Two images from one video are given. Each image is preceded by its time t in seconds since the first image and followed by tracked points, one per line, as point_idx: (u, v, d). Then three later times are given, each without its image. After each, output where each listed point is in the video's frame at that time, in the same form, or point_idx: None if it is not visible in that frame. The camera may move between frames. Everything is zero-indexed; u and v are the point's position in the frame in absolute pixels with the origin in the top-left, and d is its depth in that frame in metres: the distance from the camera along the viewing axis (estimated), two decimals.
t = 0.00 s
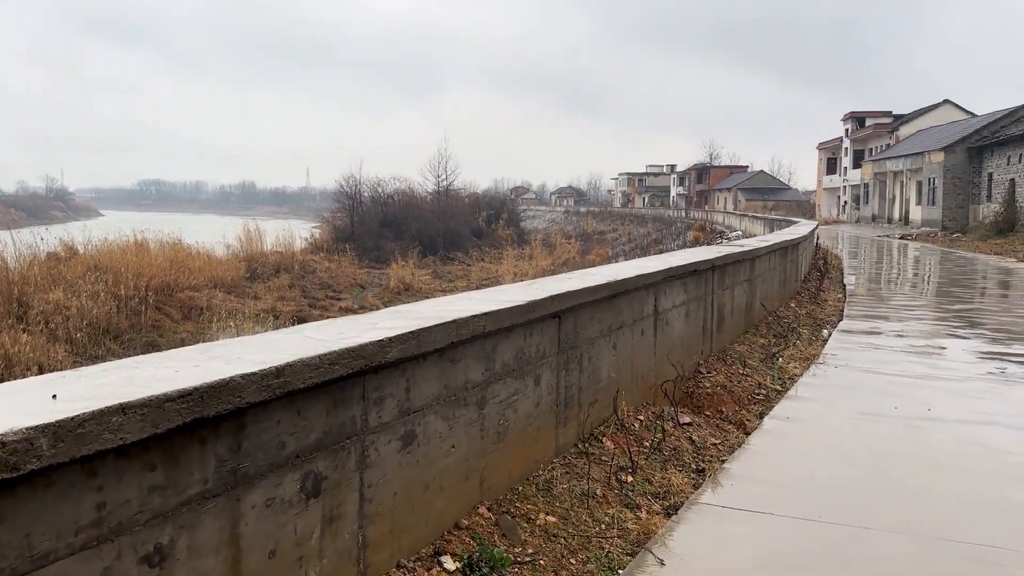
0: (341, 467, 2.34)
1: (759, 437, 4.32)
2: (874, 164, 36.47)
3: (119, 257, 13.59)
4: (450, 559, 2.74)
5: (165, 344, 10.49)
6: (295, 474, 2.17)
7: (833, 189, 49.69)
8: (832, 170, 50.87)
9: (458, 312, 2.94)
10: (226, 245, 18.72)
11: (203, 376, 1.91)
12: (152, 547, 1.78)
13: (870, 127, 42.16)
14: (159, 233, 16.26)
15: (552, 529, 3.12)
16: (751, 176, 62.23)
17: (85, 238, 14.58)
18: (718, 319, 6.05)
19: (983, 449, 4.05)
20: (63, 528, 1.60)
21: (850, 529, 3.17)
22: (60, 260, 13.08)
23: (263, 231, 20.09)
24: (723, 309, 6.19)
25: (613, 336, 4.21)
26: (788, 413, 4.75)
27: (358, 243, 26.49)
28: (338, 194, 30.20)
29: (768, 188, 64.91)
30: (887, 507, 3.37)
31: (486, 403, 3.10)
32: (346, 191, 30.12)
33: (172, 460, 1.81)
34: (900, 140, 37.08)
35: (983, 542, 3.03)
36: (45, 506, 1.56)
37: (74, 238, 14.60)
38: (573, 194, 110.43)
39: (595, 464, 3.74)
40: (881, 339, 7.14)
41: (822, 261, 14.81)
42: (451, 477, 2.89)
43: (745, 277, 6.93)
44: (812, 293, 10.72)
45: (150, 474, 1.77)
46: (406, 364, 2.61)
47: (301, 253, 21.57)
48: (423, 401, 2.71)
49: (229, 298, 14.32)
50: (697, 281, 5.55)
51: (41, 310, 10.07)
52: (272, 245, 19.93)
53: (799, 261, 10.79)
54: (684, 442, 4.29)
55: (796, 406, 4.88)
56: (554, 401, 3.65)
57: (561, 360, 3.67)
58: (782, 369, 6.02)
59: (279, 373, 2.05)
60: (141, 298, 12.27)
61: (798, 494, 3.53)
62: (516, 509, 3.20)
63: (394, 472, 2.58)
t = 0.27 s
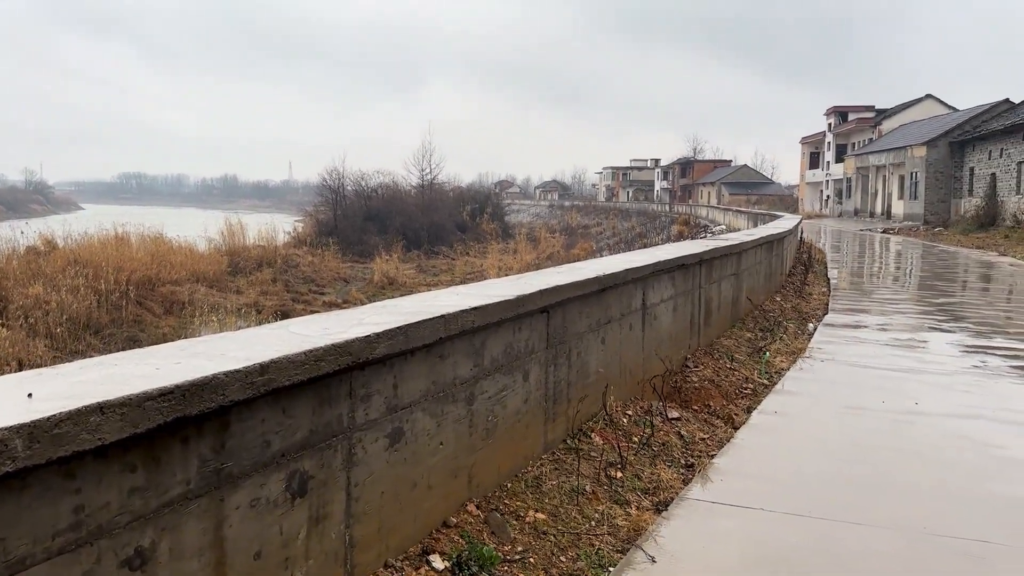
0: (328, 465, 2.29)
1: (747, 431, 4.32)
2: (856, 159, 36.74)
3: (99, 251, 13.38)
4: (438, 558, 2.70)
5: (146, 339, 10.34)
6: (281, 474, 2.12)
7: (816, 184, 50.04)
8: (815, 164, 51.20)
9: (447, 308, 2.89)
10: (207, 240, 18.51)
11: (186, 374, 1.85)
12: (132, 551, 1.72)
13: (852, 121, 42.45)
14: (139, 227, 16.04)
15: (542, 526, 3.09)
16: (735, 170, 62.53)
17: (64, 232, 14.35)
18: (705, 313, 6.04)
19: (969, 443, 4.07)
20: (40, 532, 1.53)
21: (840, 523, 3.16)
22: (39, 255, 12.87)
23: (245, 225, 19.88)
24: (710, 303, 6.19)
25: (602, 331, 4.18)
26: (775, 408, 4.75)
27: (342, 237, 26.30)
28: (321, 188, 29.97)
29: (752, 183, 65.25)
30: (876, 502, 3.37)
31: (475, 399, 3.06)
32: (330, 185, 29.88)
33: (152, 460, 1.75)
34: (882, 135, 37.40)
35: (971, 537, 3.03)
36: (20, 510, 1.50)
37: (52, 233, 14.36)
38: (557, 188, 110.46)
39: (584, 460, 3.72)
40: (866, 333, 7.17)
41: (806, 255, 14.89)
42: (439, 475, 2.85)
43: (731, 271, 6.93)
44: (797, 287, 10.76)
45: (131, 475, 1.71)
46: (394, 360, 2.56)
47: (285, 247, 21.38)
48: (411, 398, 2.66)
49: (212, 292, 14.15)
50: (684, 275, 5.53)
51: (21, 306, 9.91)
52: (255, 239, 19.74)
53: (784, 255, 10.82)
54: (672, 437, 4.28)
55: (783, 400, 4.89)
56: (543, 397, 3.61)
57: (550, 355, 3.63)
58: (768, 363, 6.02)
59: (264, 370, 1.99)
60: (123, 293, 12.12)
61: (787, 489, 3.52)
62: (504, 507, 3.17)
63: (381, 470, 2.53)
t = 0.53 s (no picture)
0: (314, 465, 2.25)
1: (738, 428, 4.30)
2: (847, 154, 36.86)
3: (86, 246, 13.24)
4: (427, 558, 2.66)
5: (135, 334, 10.23)
6: (266, 474, 2.07)
7: (806, 179, 50.20)
8: (806, 160, 51.37)
9: (437, 304, 2.85)
10: (197, 234, 18.36)
11: (167, 372, 1.81)
12: (111, 554, 1.67)
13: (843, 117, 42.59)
14: (127, 221, 15.88)
15: (533, 525, 3.06)
16: (726, 166, 62.63)
17: (51, 227, 14.19)
18: (697, 309, 6.03)
19: (960, 439, 4.07)
20: (14, 536, 1.49)
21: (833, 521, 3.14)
22: (26, 249, 12.71)
23: (235, 219, 19.73)
24: (702, 298, 6.17)
25: (594, 327, 4.14)
26: (766, 404, 4.74)
27: (333, 231, 26.16)
28: (312, 182, 29.79)
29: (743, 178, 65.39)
30: (869, 499, 3.36)
31: (465, 397, 3.02)
32: (320, 179, 29.71)
33: (132, 461, 1.70)
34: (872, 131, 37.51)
35: (963, 534, 3.02)
36: None
37: (39, 227, 14.20)
38: (549, 183, 110.36)
39: (575, 457, 3.69)
40: (857, 328, 7.18)
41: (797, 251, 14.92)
42: (428, 473, 2.81)
43: (723, 267, 6.92)
44: (787, 282, 10.78)
45: (109, 477, 1.66)
46: (382, 358, 2.51)
47: (275, 242, 21.25)
48: (400, 396, 2.62)
49: (201, 287, 14.04)
50: (676, 271, 5.51)
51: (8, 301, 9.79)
52: (245, 234, 19.60)
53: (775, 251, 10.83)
54: (664, 433, 4.26)
55: (775, 396, 4.88)
56: (534, 394, 3.58)
57: (541, 352, 3.60)
58: (759, 358, 6.02)
59: (248, 368, 1.94)
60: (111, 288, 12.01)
61: (779, 485, 3.51)
62: (495, 505, 3.13)
63: (369, 469, 2.49)
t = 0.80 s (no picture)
0: (305, 466, 2.21)
1: (736, 425, 4.27)
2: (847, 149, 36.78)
3: (84, 240, 13.18)
4: (421, 559, 2.63)
5: (132, 329, 10.18)
6: (254, 476, 2.03)
7: (806, 174, 50.13)
8: (805, 154, 51.27)
9: (431, 302, 2.82)
10: (195, 228, 18.30)
11: (152, 373, 1.77)
12: (94, 560, 1.63)
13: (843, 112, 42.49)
14: (125, 215, 15.82)
15: (527, 525, 3.03)
16: (725, 160, 62.53)
17: (48, 221, 14.13)
18: (695, 305, 5.99)
19: (959, 436, 4.04)
20: None
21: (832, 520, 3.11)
22: (23, 243, 12.66)
23: (232, 214, 19.65)
24: (700, 294, 6.13)
25: (590, 323, 4.11)
26: (764, 401, 4.71)
27: (332, 225, 26.10)
28: (311, 176, 29.70)
29: (742, 173, 65.29)
30: (867, 497, 3.33)
31: (459, 395, 2.98)
32: (319, 173, 29.62)
33: (115, 465, 1.67)
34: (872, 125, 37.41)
35: (963, 533, 2.99)
36: None
37: (37, 221, 14.16)
38: (548, 177, 110.19)
39: (571, 456, 3.66)
40: (856, 324, 7.14)
41: (796, 245, 14.89)
42: (422, 473, 2.78)
43: (722, 262, 6.88)
44: (786, 277, 10.75)
45: (92, 481, 1.62)
46: (374, 356, 2.47)
47: (274, 236, 21.19)
48: (392, 394, 2.58)
49: (200, 281, 14.01)
50: (674, 267, 5.47)
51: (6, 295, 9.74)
52: (244, 228, 19.55)
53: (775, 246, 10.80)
54: (661, 431, 4.23)
55: (774, 393, 4.85)
56: (530, 391, 3.55)
57: (537, 349, 3.56)
58: (758, 354, 5.98)
59: (236, 369, 1.90)
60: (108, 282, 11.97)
61: (777, 484, 3.48)
62: (489, 505, 3.10)
63: (362, 469, 2.46)
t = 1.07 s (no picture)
0: (329, 459, 2.21)
1: (767, 423, 4.18)
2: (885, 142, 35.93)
3: (122, 232, 13.45)
4: (444, 553, 2.62)
5: (168, 319, 10.38)
6: (277, 468, 2.04)
7: (842, 167, 49.14)
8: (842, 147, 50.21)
9: (456, 295, 2.80)
10: (230, 221, 18.59)
11: (176, 365, 1.77)
12: (117, 551, 1.64)
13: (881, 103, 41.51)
14: (162, 208, 16.10)
15: (552, 521, 3.00)
16: (759, 154, 61.57)
17: (88, 213, 14.45)
18: (726, 300, 5.89)
19: (1000, 436, 3.91)
20: (15, 532, 1.46)
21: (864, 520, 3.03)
22: (65, 235, 12.94)
23: (267, 207, 19.92)
24: (731, 289, 6.02)
25: (618, 318, 4.05)
26: (797, 398, 4.60)
27: (363, 219, 26.30)
28: (344, 170, 29.94)
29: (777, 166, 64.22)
30: (903, 497, 3.24)
31: (484, 389, 2.96)
32: (352, 167, 29.84)
33: (137, 457, 1.67)
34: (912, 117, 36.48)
35: (1004, 536, 2.88)
36: None
37: (77, 213, 14.47)
38: (578, 171, 109.65)
39: (597, 452, 3.62)
40: (893, 320, 6.96)
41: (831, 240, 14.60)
42: (447, 467, 2.77)
43: (754, 257, 6.75)
44: (821, 272, 10.53)
45: (114, 472, 1.63)
46: (398, 350, 2.46)
47: (306, 229, 21.42)
48: (417, 388, 2.57)
49: (234, 274, 14.22)
50: (705, 261, 5.37)
51: (46, 286, 9.90)
52: (277, 221, 19.80)
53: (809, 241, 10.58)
54: (689, 427, 4.16)
55: (805, 389, 4.74)
56: (556, 386, 3.51)
57: (563, 343, 3.53)
58: (790, 351, 5.86)
59: (259, 361, 1.90)
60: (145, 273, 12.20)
61: (808, 483, 3.39)
62: (514, 500, 3.08)
63: (386, 463, 2.45)
